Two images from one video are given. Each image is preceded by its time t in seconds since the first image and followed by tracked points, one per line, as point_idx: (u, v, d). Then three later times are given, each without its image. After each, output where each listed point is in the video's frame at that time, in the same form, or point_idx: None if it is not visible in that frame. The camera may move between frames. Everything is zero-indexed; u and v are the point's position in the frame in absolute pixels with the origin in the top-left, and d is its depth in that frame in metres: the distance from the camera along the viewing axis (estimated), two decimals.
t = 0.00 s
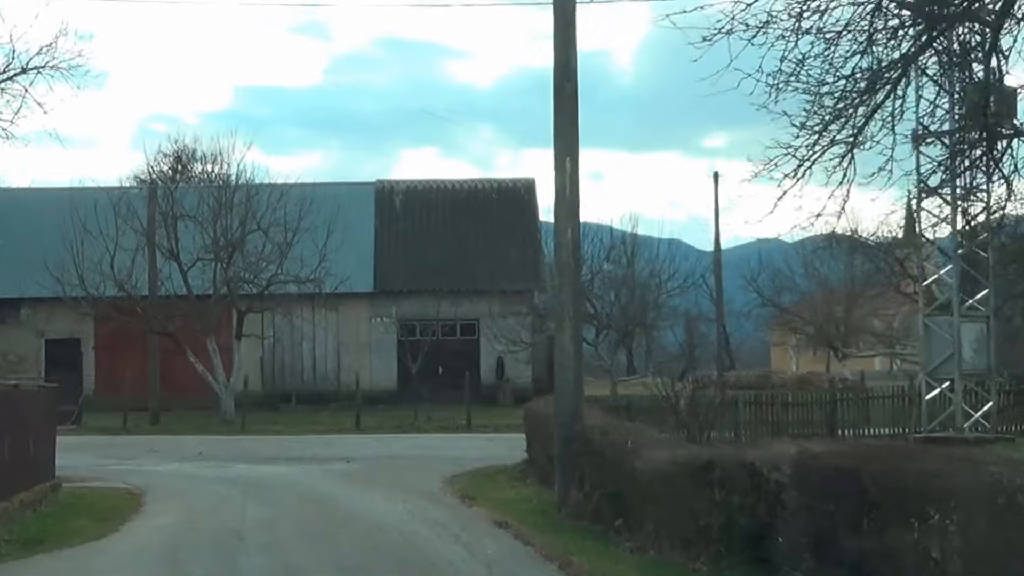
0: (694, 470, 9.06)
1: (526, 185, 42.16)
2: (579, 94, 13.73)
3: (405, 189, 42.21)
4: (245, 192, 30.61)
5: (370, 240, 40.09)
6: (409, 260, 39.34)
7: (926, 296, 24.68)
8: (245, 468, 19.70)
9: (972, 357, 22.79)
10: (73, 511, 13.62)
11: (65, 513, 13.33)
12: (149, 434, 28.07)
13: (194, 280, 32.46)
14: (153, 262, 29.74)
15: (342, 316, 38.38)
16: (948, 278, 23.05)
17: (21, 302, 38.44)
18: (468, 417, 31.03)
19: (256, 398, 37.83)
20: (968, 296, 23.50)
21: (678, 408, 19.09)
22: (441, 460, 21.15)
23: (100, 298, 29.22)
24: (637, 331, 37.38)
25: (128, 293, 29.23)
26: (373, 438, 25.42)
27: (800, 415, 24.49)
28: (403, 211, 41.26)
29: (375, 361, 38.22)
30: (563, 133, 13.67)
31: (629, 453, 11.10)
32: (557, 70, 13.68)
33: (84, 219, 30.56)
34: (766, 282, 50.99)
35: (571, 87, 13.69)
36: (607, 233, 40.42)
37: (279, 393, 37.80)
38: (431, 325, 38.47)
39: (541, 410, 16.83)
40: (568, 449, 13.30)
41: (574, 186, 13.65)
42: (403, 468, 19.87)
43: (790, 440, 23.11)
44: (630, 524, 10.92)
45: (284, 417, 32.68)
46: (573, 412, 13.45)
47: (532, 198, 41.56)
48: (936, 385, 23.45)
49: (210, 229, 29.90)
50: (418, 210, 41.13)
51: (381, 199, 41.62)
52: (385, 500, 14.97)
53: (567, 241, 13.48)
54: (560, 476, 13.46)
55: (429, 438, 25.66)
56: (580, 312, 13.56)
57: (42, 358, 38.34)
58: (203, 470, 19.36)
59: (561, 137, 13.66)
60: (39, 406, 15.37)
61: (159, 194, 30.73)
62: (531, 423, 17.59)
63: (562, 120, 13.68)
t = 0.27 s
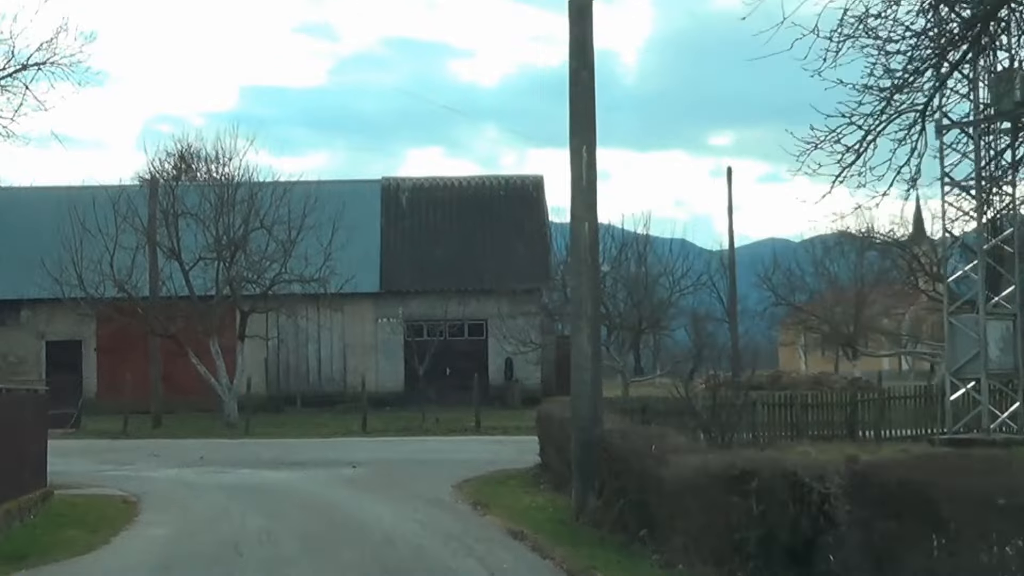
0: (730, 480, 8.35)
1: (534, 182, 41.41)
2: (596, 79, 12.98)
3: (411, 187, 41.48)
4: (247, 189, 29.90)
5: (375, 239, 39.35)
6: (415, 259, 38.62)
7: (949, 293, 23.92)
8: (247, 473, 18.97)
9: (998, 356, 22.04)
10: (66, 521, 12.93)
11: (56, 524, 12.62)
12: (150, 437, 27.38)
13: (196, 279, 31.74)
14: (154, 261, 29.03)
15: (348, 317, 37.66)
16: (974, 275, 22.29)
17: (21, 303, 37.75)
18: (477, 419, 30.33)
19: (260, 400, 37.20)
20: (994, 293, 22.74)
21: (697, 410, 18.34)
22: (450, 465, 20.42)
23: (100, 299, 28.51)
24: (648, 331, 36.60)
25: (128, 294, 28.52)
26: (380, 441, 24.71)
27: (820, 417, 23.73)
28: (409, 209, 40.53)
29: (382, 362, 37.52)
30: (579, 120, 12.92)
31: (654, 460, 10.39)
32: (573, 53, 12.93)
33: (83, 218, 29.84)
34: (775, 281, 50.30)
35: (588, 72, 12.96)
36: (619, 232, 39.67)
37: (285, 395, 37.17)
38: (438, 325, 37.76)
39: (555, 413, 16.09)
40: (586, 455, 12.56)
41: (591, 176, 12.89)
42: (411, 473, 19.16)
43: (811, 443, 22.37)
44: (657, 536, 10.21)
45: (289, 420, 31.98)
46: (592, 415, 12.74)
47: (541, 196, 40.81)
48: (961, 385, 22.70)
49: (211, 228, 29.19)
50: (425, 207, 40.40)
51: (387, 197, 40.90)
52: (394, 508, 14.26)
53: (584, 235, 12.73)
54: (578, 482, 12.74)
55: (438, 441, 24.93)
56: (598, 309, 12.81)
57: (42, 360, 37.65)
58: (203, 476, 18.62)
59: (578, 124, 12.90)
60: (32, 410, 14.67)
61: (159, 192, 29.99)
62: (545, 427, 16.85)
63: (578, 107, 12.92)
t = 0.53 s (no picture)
0: (766, 489, 7.71)
1: (544, 179, 40.79)
2: (614, 64, 12.31)
3: (418, 183, 40.87)
4: (252, 185, 29.29)
5: (382, 236, 38.74)
6: (423, 256, 38.00)
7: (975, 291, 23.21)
8: (249, 475, 18.37)
9: None
10: (57, 527, 12.35)
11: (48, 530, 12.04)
12: (151, 437, 26.79)
13: (199, 276, 31.13)
14: (157, 258, 28.44)
15: (354, 315, 37.02)
16: (999, 271, 21.62)
17: (23, 301, 37.19)
18: (485, 419, 29.72)
19: (265, 399, 36.64)
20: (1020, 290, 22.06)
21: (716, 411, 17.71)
22: (459, 467, 19.80)
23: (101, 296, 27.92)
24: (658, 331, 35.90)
25: (130, 291, 27.92)
26: (386, 442, 24.12)
27: (841, 419, 23.07)
28: (417, 206, 39.91)
29: (389, 361, 36.92)
30: (597, 106, 12.26)
31: (679, 465, 9.75)
32: (591, 36, 12.25)
33: (84, 214, 29.25)
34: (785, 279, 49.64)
35: (607, 57, 12.28)
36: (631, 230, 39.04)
37: (290, 394, 36.62)
38: (445, 323, 37.08)
39: (570, 414, 15.47)
40: (605, 459, 11.94)
41: (609, 166, 12.25)
42: (420, 475, 18.54)
43: (830, 444, 21.73)
44: (682, 550, 9.58)
45: (294, 420, 31.38)
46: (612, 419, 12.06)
47: (550, 193, 40.18)
48: (985, 385, 22.04)
49: (214, 223, 28.58)
50: (433, 204, 39.79)
51: (394, 193, 40.29)
52: (403, 514, 13.67)
53: (603, 227, 12.08)
54: (596, 488, 12.11)
55: (447, 442, 24.28)
56: (617, 305, 12.18)
57: (45, 358, 37.10)
58: (205, 478, 18.03)
59: (595, 110, 12.25)
60: (25, 412, 14.08)
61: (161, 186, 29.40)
62: (558, 428, 16.23)
63: (596, 91, 12.27)
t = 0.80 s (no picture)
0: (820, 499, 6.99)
1: (556, 175, 40.11)
2: (641, 45, 11.58)
3: (428, 179, 40.19)
4: (259, 179, 28.60)
5: (392, 233, 38.06)
6: (434, 254, 37.32)
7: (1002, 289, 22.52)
8: (255, 479, 17.67)
9: None
10: (49, 536, 11.64)
11: (38, 540, 11.32)
12: (155, 438, 26.11)
13: (205, 273, 30.44)
14: (161, 254, 27.75)
15: (364, 313, 36.34)
16: None
17: (26, 298, 36.53)
18: (497, 420, 29.04)
19: (272, 400, 35.96)
20: None
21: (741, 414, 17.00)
22: (472, 471, 19.08)
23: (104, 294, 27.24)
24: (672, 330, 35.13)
25: (134, 289, 27.24)
26: (396, 444, 23.42)
27: (866, 422, 22.36)
28: (427, 202, 39.23)
29: (398, 361, 36.23)
30: (622, 88, 11.53)
31: (715, 472, 9.03)
32: (616, 14, 11.52)
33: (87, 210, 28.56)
34: (801, 279, 48.88)
35: (633, 36, 11.55)
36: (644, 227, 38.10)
37: (297, 394, 35.94)
38: (456, 324, 36.33)
39: (589, 416, 14.75)
40: (629, 465, 11.21)
41: (634, 152, 11.51)
42: (431, 479, 17.84)
43: (855, 447, 21.01)
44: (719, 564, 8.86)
45: (301, 421, 30.72)
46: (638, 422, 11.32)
47: (563, 189, 39.50)
48: (1015, 387, 21.35)
49: (221, 218, 27.92)
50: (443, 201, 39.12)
51: (404, 190, 39.61)
52: (415, 523, 12.97)
53: (628, 218, 11.34)
54: (620, 495, 11.38)
55: (458, 444, 23.60)
56: (642, 301, 11.44)
57: (48, 357, 36.42)
58: (208, 483, 17.33)
59: (620, 93, 11.51)
60: (18, 412, 13.39)
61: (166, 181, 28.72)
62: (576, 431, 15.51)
63: (620, 73, 11.54)
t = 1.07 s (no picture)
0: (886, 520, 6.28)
1: (570, 171, 39.36)
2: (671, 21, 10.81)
3: (440, 176, 39.49)
4: (266, 174, 27.87)
5: (403, 230, 37.34)
6: (446, 251, 36.60)
7: None
8: (262, 483, 16.99)
9: None
10: (43, 546, 10.96)
11: (30, 551, 10.65)
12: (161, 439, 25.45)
13: (213, 271, 29.77)
14: (167, 252, 27.06)
15: (374, 312, 35.65)
16: None
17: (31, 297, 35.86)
18: (511, 422, 28.29)
19: (281, 400, 35.33)
20: None
21: (768, 417, 16.22)
22: (487, 475, 18.35)
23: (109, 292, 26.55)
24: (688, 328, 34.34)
25: (139, 287, 26.55)
26: (408, 446, 22.70)
27: (894, 423, 21.60)
28: (439, 199, 38.52)
29: (409, 360, 35.54)
30: (649, 70, 10.74)
31: (757, 483, 8.31)
32: None
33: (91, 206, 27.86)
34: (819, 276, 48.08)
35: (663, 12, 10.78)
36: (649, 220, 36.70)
37: (307, 394, 35.30)
38: (468, 323, 35.73)
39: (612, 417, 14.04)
40: (659, 471, 10.50)
41: (663, 136, 10.72)
42: (446, 483, 17.14)
43: (885, 451, 20.21)
44: None
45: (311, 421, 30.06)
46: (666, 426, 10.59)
47: (577, 185, 38.75)
48: None
49: (228, 214, 27.23)
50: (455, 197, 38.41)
51: (415, 186, 38.91)
52: (430, 531, 12.27)
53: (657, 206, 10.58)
54: (647, 503, 10.66)
55: (472, 446, 22.88)
56: (674, 297, 10.69)
57: (54, 356, 35.81)
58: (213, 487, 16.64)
59: (647, 74, 10.73)
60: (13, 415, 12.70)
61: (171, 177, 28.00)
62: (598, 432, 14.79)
63: (647, 53, 10.76)
